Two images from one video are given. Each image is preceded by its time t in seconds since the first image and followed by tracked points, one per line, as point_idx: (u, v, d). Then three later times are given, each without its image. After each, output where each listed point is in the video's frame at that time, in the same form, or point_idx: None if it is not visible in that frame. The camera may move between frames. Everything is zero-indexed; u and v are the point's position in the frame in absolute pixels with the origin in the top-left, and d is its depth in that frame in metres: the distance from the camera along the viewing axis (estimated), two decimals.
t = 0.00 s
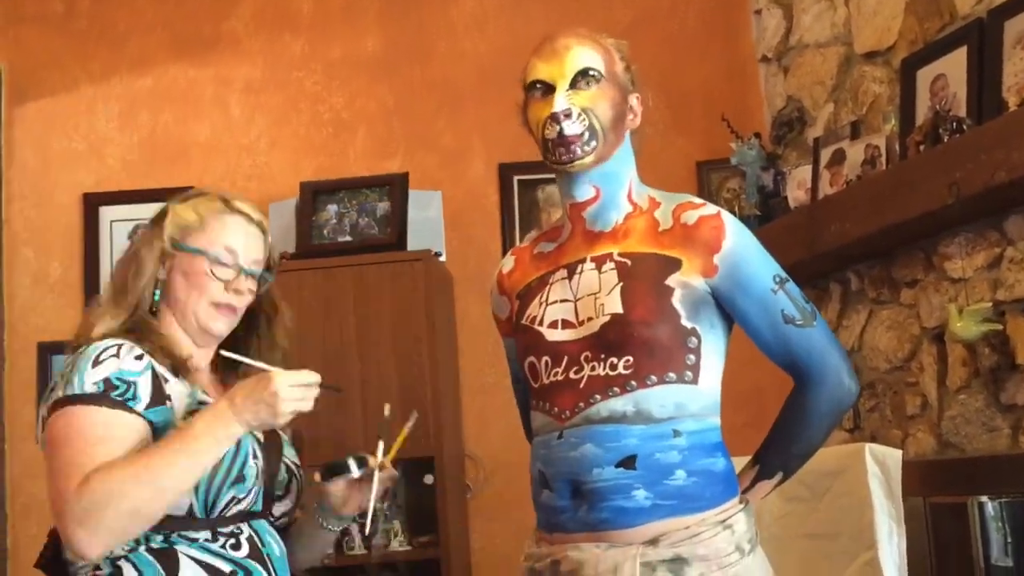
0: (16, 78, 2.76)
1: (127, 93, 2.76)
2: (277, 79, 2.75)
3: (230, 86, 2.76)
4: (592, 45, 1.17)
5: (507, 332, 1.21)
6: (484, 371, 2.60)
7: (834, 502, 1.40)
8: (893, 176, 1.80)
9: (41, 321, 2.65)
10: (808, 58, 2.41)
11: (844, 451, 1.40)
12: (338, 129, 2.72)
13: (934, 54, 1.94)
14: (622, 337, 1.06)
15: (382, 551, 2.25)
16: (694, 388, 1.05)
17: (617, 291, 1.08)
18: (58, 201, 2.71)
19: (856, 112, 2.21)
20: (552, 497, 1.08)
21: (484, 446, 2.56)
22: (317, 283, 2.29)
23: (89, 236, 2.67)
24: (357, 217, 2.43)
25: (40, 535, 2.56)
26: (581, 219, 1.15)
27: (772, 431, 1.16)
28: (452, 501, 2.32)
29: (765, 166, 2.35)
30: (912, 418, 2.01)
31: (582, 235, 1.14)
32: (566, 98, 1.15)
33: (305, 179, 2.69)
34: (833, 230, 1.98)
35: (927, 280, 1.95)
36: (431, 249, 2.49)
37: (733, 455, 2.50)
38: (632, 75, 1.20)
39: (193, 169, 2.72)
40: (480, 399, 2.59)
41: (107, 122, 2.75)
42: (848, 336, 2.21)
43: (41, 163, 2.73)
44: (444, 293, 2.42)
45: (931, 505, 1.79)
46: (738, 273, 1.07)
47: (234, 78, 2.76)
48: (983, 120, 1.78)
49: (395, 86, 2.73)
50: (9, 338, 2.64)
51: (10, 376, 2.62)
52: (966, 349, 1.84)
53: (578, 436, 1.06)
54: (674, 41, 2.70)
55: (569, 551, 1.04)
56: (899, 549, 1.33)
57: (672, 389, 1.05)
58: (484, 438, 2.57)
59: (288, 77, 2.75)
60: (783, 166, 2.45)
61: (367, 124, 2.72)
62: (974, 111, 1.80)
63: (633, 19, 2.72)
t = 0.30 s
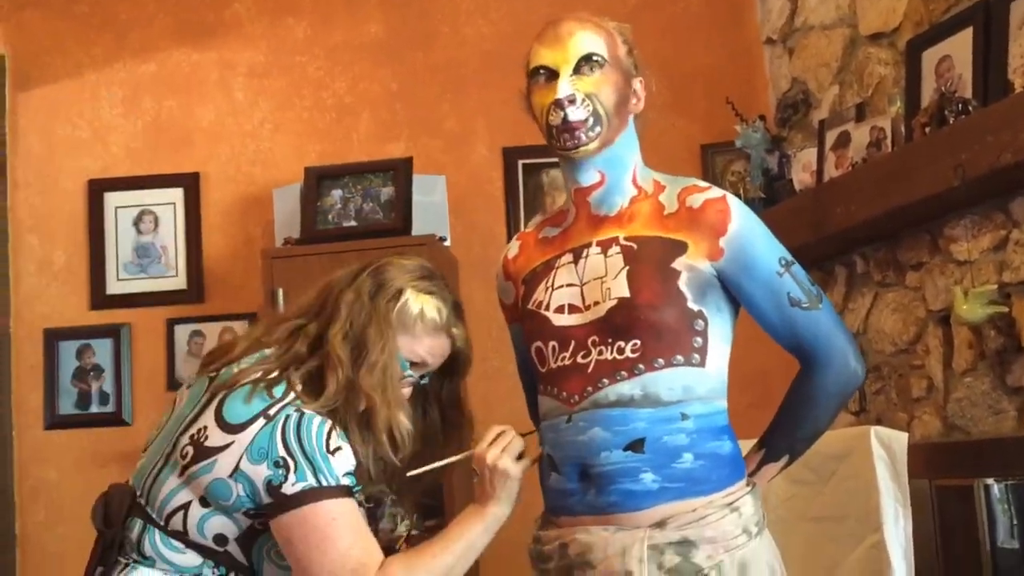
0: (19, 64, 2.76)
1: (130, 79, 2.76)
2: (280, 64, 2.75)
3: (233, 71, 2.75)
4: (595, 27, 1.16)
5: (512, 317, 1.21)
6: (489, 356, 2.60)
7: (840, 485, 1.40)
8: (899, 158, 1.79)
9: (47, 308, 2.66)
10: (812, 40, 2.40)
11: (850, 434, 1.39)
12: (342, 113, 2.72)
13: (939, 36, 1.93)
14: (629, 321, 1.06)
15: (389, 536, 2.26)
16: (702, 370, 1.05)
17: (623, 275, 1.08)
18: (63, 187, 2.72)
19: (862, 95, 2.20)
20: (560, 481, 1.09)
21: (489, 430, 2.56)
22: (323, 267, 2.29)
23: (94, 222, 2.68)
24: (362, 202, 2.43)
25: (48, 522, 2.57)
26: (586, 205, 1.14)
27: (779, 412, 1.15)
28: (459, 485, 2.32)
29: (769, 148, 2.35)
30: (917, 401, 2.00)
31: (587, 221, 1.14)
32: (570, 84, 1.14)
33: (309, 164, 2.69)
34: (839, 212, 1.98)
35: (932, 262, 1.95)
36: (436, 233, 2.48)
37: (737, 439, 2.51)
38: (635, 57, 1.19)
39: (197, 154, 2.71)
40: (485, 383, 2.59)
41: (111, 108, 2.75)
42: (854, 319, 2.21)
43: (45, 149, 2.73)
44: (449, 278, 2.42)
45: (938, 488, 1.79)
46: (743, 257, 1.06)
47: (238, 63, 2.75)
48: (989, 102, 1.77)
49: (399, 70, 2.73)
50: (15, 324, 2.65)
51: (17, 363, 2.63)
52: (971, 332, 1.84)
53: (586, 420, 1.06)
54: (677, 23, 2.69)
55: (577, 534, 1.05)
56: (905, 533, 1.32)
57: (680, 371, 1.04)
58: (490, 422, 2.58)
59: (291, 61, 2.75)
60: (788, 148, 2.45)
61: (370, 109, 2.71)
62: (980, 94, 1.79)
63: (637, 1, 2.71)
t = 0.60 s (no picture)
0: (24, 43, 2.75)
1: (134, 58, 2.76)
2: (285, 44, 2.74)
3: (238, 51, 2.75)
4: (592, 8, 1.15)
5: (498, 300, 1.19)
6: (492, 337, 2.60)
7: (844, 468, 1.40)
8: (904, 140, 1.79)
9: (52, 287, 2.66)
10: (818, 22, 2.39)
11: (855, 418, 1.39)
12: (346, 94, 2.71)
13: (946, 19, 1.93)
14: (626, 307, 1.03)
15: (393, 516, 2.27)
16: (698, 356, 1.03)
17: (620, 260, 1.05)
18: (67, 166, 2.71)
19: (868, 78, 2.19)
20: (557, 466, 1.05)
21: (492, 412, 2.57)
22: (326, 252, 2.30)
23: (99, 201, 2.68)
24: (366, 183, 2.43)
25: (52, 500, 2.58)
26: (580, 187, 1.12)
27: (770, 398, 1.16)
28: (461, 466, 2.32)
29: (775, 131, 2.35)
30: (920, 384, 2.00)
31: (581, 203, 1.11)
32: (568, 65, 1.12)
33: (313, 145, 2.68)
34: (842, 195, 1.97)
35: (936, 246, 1.94)
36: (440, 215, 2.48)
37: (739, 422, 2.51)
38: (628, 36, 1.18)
39: (202, 134, 2.71)
40: (489, 364, 2.59)
41: (115, 87, 2.75)
42: (857, 303, 2.21)
43: (49, 128, 2.73)
44: (453, 260, 2.42)
45: (939, 472, 1.78)
46: (740, 248, 1.05)
47: (242, 43, 2.75)
48: (996, 85, 1.76)
49: (404, 51, 2.72)
50: (21, 303, 2.66)
51: (21, 342, 2.63)
52: (975, 316, 1.83)
53: (585, 405, 1.03)
54: (682, 4, 2.68)
55: (574, 517, 1.00)
56: (908, 516, 1.32)
57: (678, 358, 1.02)
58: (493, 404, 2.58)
59: (295, 42, 2.74)
60: (792, 131, 2.44)
61: (375, 89, 2.71)
62: (986, 77, 1.78)
63: None
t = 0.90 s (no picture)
0: (27, 24, 2.75)
1: (137, 41, 2.75)
2: (288, 28, 2.74)
3: (241, 34, 2.74)
4: None
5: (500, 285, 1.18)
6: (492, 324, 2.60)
7: (842, 459, 1.40)
8: (907, 132, 1.78)
9: (53, 268, 2.66)
10: (823, 12, 2.39)
11: (855, 408, 1.39)
12: (349, 78, 2.71)
13: (951, 10, 1.92)
14: (627, 292, 1.02)
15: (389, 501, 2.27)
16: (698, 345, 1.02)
17: (622, 245, 1.03)
18: (69, 148, 2.71)
19: (872, 68, 2.19)
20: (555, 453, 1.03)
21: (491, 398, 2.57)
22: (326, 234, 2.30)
23: (101, 183, 2.67)
24: (368, 168, 2.42)
25: (51, 481, 2.59)
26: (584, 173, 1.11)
27: (769, 392, 1.16)
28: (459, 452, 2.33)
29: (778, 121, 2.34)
30: (920, 376, 2.00)
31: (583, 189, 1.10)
32: (573, 51, 1.12)
33: (316, 129, 2.68)
34: (845, 185, 1.97)
35: (938, 238, 1.94)
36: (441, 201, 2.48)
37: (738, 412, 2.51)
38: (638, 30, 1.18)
39: (204, 117, 2.71)
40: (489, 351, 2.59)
41: (118, 69, 2.74)
42: (858, 294, 2.20)
43: (51, 109, 2.73)
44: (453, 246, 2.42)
45: (937, 465, 1.78)
46: (743, 236, 1.06)
47: (245, 26, 2.74)
48: (999, 77, 1.76)
49: (407, 36, 2.72)
50: (21, 285, 2.66)
51: (21, 323, 2.64)
52: (975, 309, 1.83)
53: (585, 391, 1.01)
54: None
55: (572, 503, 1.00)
56: (906, 507, 1.32)
57: (678, 344, 1.01)
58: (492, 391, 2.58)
59: (298, 25, 2.74)
60: (796, 121, 2.44)
61: (378, 73, 2.70)
62: (990, 69, 1.78)
63: None
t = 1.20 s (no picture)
0: (24, 10, 2.74)
1: (136, 28, 2.74)
2: (287, 17, 2.73)
3: (240, 23, 2.73)
4: None
5: (500, 279, 1.18)
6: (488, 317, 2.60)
7: (835, 458, 1.40)
8: (907, 133, 1.78)
9: (48, 255, 2.66)
10: (823, 12, 2.39)
11: (848, 407, 1.39)
12: (347, 69, 2.70)
13: (952, 11, 1.92)
14: (625, 289, 1.01)
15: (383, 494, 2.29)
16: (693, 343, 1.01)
17: (621, 242, 1.02)
18: (66, 135, 2.71)
19: (871, 68, 2.19)
20: (551, 447, 1.02)
21: (485, 392, 2.57)
22: (322, 225, 2.29)
23: (97, 170, 2.67)
24: (365, 159, 2.41)
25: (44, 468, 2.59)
26: (584, 170, 1.10)
27: (766, 389, 1.14)
28: (453, 446, 2.33)
29: (777, 119, 2.34)
30: (914, 377, 2.00)
31: (583, 186, 1.09)
32: (572, 49, 1.09)
33: (314, 120, 2.67)
34: (843, 185, 1.97)
35: (934, 239, 1.94)
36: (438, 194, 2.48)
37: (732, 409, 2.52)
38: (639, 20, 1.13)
39: (202, 106, 2.70)
40: (484, 344, 2.59)
41: (116, 56, 2.73)
42: (853, 294, 2.21)
43: (48, 95, 2.72)
44: (449, 240, 2.42)
45: (929, 465, 1.78)
46: (742, 236, 1.03)
47: (244, 15, 2.73)
48: (998, 80, 1.76)
49: (407, 28, 2.71)
50: (16, 270, 2.65)
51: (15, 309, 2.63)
52: (970, 311, 1.83)
53: (581, 387, 1.01)
54: None
55: (565, 499, 0.98)
56: (898, 507, 1.32)
57: (674, 343, 1.01)
58: (486, 384, 2.58)
59: (298, 15, 2.73)
60: (795, 120, 2.44)
61: (377, 65, 2.70)
62: (990, 71, 1.78)
63: None
